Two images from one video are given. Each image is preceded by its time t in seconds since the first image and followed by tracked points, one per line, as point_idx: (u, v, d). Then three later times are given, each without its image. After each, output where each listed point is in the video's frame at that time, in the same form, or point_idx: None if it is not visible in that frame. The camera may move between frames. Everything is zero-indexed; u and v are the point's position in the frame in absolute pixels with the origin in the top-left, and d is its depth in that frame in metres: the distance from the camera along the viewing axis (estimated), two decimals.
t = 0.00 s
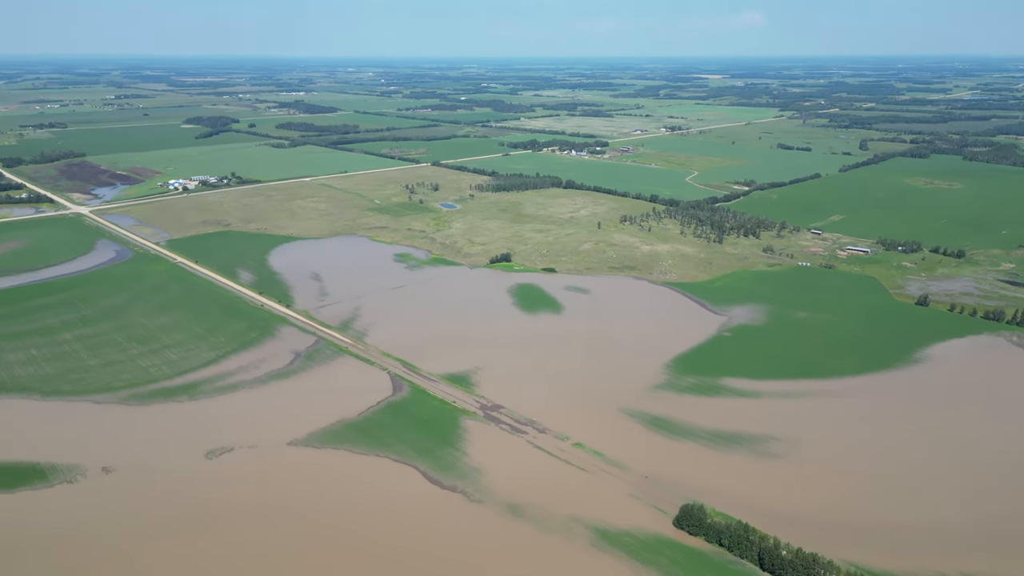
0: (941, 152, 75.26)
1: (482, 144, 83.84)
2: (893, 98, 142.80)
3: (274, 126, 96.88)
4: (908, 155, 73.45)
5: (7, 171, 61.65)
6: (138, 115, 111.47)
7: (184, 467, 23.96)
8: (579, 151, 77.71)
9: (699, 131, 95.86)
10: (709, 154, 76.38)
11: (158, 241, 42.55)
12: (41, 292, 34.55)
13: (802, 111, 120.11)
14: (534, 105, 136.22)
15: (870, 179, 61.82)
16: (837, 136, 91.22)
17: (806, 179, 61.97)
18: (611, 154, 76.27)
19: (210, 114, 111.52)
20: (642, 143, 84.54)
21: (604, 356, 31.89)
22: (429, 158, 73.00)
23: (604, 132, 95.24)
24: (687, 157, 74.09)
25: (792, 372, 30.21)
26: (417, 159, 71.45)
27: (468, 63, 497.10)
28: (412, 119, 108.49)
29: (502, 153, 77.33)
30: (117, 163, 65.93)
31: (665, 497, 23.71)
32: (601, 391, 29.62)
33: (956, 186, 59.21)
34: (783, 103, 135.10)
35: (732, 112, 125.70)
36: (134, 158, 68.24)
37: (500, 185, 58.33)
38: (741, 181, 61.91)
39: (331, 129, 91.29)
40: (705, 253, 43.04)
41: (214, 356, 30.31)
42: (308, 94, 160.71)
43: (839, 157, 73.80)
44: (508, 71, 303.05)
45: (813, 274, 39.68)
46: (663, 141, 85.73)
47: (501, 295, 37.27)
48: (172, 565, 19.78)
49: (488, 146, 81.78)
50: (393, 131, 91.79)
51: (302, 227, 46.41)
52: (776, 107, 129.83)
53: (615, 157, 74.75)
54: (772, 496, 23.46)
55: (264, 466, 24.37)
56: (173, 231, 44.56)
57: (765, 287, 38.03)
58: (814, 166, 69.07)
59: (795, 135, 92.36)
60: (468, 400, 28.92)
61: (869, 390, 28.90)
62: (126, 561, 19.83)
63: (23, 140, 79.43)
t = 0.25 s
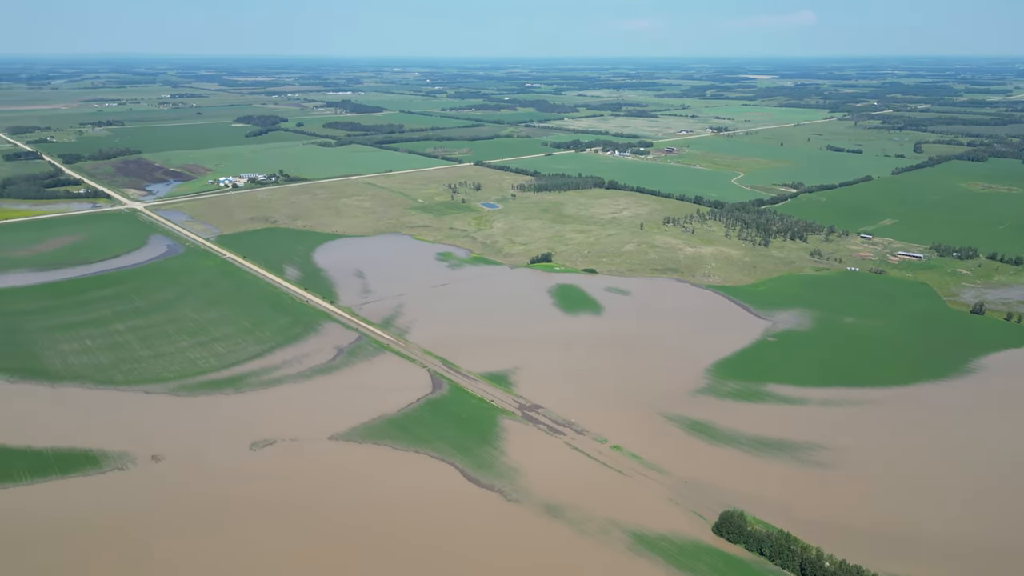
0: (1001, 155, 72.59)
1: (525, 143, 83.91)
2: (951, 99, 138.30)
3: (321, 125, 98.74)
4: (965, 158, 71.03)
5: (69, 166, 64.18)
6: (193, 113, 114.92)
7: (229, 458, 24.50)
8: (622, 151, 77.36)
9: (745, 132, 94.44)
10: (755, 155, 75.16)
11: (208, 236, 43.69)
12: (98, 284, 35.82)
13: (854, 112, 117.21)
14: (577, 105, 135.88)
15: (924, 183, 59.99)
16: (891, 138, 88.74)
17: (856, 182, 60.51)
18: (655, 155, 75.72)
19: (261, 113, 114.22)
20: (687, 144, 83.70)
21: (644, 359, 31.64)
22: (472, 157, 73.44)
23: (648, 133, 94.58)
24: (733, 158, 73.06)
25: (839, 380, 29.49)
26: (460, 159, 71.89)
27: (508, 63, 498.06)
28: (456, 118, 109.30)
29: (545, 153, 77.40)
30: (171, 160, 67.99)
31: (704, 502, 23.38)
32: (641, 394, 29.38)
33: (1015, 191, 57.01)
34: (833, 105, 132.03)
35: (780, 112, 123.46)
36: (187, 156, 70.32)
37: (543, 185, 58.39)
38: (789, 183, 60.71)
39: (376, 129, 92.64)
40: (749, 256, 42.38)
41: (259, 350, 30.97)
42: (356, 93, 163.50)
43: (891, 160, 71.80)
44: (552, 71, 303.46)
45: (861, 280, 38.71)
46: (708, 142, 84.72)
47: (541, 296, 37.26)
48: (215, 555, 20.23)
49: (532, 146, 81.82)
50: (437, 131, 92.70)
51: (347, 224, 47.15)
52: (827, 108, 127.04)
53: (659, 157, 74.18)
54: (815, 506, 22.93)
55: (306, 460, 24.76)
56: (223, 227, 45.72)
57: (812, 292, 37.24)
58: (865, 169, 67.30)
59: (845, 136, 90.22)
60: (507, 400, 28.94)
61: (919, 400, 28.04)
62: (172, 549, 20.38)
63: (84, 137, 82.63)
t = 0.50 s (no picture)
0: None
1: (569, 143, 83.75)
2: (1015, 100, 133.39)
3: (367, 124, 100.17)
4: None
5: (126, 163, 66.40)
6: (245, 111, 117.70)
7: (274, 451, 25.07)
8: (668, 152, 76.70)
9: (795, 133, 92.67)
10: (805, 157, 73.67)
11: (258, 232, 44.69)
12: (153, 278, 36.96)
13: (910, 114, 114.05)
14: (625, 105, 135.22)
15: (983, 187, 57.96)
16: (948, 140, 85.98)
17: (910, 185, 58.80)
18: (701, 156, 74.89)
19: (311, 112, 116.55)
20: (734, 145, 82.56)
21: (685, 362, 31.30)
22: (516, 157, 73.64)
23: (694, 133, 93.57)
24: (781, 160, 71.76)
25: (886, 389, 28.72)
26: (504, 158, 72.12)
27: (549, 63, 496.22)
28: (500, 118, 109.61)
29: (589, 153, 77.21)
30: (223, 157, 69.80)
31: (745, 509, 22.97)
32: (683, 397, 29.05)
33: None
34: (888, 106, 128.17)
35: (832, 113, 120.90)
36: (238, 153, 72.11)
37: (586, 185, 58.24)
38: (839, 186, 59.23)
39: (421, 128, 93.65)
40: (797, 260, 41.58)
41: (303, 344, 31.53)
42: (402, 93, 165.65)
43: (948, 163, 69.55)
44: (597, 70, 303.01)
45: (914, 287, 37.61)
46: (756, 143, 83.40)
47: (582, 296, 37.12)
48: (258, 545, 20.71)
49: (576, 146, 81.57)
50: (481, 130, 93.27)
51: (391, 223, 47.72)
52: (881, 109, 123.79)
53: (705, 158, 73.34)
54: (862, 517, 22.33)
55: (347, 455, 25.11)
56: (272, 223, 46.72)
57: (861, 298, 36.33)
58: (920, 172, 65.28)
59: (900, 138, 87.77)
60: (546, 400, 28.92)
61: (972, 412, 27.11)
62: (217, 538, 20.91)
63: (142, 135, 85.43)
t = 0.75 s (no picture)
0: None
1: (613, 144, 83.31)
2: None
3: (411, 123, 101.33)
4: None
5: (180, 159, 68.44)
6: (293, 110, 120.19)
7: (315, 444, 25.49)
8: (713, 152, 75.75)
9: (846, 134, 90.61)
10: (855, 159, 71.90)
11: (305, 229, 45.50)
12: (202, 272, 37.96)
13: (969, 116, 110.50)
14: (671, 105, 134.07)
15: None
16: (1009, 143, 82.93)
17: (967, 190, 56.88)
18: (748, 157, 73.77)
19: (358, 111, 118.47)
20: (781, 146, 81.09)
21: (727, 367, 30.84)
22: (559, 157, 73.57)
23: (740, 134, 92.24)
24: (831, 162, 70.21)
25: (936, 399, 27.83)
26: (547, 158, 72.09)
27: (590, 62, 493.55)
28: (544, 118, 109.63)
29: (633, 153, 76.73)
30: (272, 155, 71.39)
31: (786, 517, 22.49)
32: (725, 402, 28.62)
33: None
34: (944, 107, 124.16)
35: (885, 114, 117.94)
36: (286, 151, 73.69)
37: (629, 186, 57.89)
38: (891, 190, 57.60)
39: (465, 127, 94.32)
40: (845, 264, 40.63)
41: (346, 340, 31.99)
42: (447, 93, 167.23)
43: (1009, 167, 67.07)
44: (642, 70, 301.53)
45: (969, 294, 36.37)
46: (805, 144, 81.79)
47: (623, 298, 36.87)
48: (297, 536, 21.06)
49: (619, 146, 81.07)
50: (524, 130, 93.54)
51: (433, 221, 48.14)
52: (938, 111, 120.16)
53: (751, 159, 72.23)
54: (909, 531, 21.65)
55: (386, 450, 25.37)
56: (317, 221, 47.55)
57: (913, 304, 35.29)
58: (978, 175, 63.09)
59: (957, 140, 85.02)
60: (585, 401, 28.79)
61: None
62: (258, 527, 21.35)
63: (195, 132, 87.97)
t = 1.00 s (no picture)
0: None
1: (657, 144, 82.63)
2: None
3: (455, 123, 102.14)
4: None
5: (230, 157, 70.23)
6: (340, 109, 122.31)
7: (355, 438, 25.85)
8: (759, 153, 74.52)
9: (898, 136, 88.18)
10: (908, 162, 69.86)
11: (349, 227, 46.19)
12: (248, 267, 38.84)
13: None
14: (716, 105, 132.31)
15: None
16: None
17: None
18: (795, 158, 72.36)
19: (403, 111, 119.87)
20: (830, 147, 79.30)
21: (770, 373, 30.29)
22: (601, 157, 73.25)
23: (788, 135, 90.57)
24: (882, 164, 68.37)
25: (990, 411, 26.85)
26: (590, 158, 71.84)
27: (631, 62, 489.46)
28: (587, 117, 109.31)
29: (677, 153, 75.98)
30: (318, 153, 72.80)
31: (829, 527, 21.95)
32: (767, 408, 28.12)
33: None
34: (1005, 109, 119.68)
35: (942, 115, 114.56)
36: (332, 150, 75.03)
37: (672, 186, 57.34)
38: (945, 194, 55.81)
39: (507, 127, 94.67)
40: (896, 269, 39.54)
41: (387, 337, 32.36)
42: (490, 92, 168.27)
43: None
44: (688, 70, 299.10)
45: None
46: (855, 146, 79.87)
47: (665, 300, 36.50)
48: (335, 530, 21.39)
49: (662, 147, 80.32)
50: (567, 130, 93.50)
51: (475, 220, 48.40)
52: (998, 112, 116.13)
53: (799, 161, 70.83)
54: (959, 546, 20.92)
55: (424, 447, 25.56)
56: (361, 218, 48.27)
57: (967, 312, 34.14)
58: None
59: (1018, 143, 81.95)
60: (624, 403, 28.55)
61: None
62: (298, 520, 21.77)
63: (245, 131, 90.22)
